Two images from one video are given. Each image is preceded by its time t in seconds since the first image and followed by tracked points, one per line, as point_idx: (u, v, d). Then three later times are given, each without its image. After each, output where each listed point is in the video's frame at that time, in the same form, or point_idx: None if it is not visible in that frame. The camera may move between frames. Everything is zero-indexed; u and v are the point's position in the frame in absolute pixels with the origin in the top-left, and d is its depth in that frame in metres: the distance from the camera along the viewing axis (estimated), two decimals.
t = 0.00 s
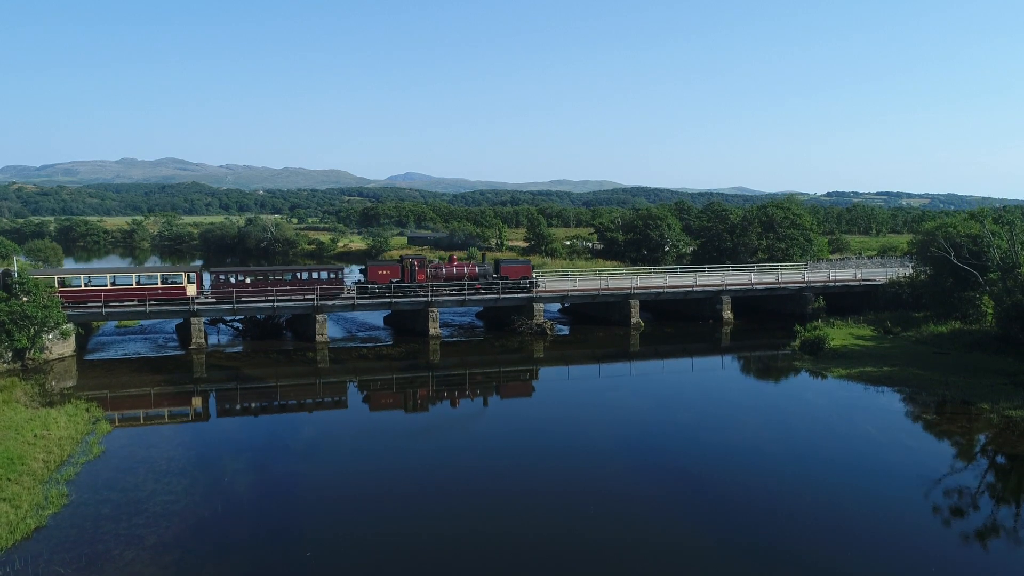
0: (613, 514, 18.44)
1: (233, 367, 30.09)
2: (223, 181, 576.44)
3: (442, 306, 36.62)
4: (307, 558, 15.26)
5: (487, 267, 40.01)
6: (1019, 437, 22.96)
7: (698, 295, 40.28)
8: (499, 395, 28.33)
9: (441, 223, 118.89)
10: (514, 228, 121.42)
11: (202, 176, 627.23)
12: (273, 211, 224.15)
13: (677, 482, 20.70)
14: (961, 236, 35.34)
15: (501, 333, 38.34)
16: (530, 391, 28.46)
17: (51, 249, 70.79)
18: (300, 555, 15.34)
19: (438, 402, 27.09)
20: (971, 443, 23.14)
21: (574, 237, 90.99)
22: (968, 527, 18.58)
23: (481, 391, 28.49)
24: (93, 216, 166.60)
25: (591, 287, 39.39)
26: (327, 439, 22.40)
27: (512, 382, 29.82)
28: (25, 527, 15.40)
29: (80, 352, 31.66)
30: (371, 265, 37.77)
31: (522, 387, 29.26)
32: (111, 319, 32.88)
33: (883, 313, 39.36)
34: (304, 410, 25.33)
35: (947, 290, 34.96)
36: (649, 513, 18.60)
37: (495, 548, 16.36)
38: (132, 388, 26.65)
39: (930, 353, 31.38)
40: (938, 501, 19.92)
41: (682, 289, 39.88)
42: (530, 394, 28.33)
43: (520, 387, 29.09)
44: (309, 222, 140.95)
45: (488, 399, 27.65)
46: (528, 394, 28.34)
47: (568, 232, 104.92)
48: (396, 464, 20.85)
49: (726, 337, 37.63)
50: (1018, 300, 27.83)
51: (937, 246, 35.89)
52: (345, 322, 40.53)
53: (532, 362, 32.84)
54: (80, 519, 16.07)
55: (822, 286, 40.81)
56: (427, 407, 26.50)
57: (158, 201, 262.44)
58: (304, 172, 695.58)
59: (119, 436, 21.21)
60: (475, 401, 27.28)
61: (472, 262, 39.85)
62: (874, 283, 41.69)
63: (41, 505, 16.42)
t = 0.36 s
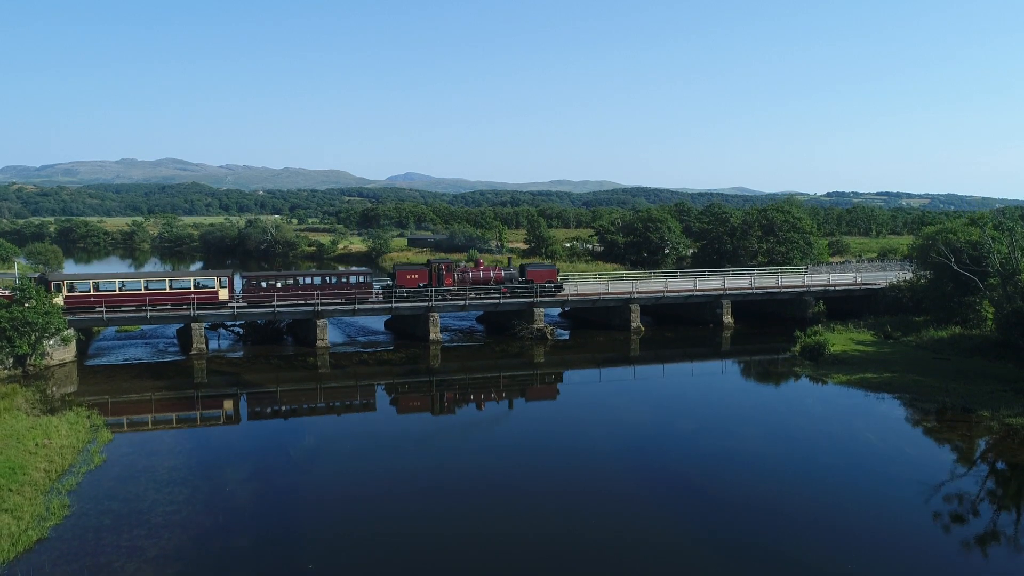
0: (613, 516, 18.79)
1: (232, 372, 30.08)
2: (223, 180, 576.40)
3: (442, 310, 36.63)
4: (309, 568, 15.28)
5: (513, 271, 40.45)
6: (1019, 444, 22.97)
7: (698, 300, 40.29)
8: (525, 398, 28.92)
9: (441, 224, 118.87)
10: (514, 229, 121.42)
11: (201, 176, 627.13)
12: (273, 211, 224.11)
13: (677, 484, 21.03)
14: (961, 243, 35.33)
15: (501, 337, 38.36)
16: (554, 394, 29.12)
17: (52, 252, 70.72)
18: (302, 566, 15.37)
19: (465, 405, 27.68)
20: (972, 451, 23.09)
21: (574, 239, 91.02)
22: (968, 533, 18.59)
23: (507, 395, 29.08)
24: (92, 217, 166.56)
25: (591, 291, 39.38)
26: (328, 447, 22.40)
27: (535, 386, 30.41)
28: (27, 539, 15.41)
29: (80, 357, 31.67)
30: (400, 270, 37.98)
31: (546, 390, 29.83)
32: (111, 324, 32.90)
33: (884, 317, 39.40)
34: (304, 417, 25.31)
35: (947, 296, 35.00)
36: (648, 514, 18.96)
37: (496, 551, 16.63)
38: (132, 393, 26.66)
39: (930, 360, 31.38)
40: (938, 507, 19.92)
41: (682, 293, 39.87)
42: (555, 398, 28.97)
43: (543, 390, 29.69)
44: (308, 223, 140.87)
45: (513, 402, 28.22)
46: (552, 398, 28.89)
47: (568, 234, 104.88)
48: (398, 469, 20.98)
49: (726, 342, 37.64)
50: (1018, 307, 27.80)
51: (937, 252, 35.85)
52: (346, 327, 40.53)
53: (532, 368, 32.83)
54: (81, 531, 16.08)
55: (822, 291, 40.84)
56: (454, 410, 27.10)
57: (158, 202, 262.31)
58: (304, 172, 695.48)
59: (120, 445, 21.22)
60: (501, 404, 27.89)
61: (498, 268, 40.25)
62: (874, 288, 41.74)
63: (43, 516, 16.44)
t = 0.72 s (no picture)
0: (614, 520, 18.92)
1: (232, 378, 30.10)
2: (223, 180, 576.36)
3: (442, 315, 36.67)
4: None
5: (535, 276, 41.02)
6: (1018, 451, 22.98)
7: (698, 304, 40.33)
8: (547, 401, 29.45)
9: (441, 225, 118.83)
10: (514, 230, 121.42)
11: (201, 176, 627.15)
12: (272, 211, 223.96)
13: (677, 487, 21.28)
14: (960, 248, 35.35)
15: (502, 342, 38.38)
16: (576, 397, 29.62)
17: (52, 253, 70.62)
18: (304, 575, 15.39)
19: (489, 408, 28.10)
20: (971, 458, 23.11)
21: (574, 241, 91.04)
22: (968, 540, 18.62)
23: (529, 398, 29.50)
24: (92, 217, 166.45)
25: (591, 296, 39.43)
26: (328, 455, 22.42)
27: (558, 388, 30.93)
28: (28, 550, 15.43)
29: (80, 362, 31.68)
30: (425, 275, 38.65)
31: (568, 394, 30.32)
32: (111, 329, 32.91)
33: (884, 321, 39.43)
34: (304, 423, 25.32)
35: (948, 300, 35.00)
36: (647, 514, 19.38)
37: (498, 556, 16.74)
38: (132, 399, 26.67)
39: (930, 365, 31.40)
40: (938, 514, 19.94)
41: (682, 298, 39.92)
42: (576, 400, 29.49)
43: (565, 393, 30.19)
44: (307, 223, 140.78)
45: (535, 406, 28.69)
46: (575, 401, 29.41)
47: (568, 236, 104.80)
48: (399, 476, 21.04)
49: (726, 346, 37.68)
50: (1017, 313, 27.78)
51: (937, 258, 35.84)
52: (346, 331, 40.56)
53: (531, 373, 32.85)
54: (82, 541, 16.09)
55: (822, 295, 40.86)
56: (477, 413, 27.57)
57: (158, 203, 262.13)
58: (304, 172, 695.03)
59: (120, 453, 21.24)
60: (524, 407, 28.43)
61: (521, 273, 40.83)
62: (873, 292, 41.75)
63: (44, 526, 16.45)
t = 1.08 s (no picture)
0: (614, 526, 18.97)
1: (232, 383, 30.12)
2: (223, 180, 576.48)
3: (442, 320, 36.69)
4: None
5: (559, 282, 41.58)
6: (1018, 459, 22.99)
7: (698, 309, 40.36)
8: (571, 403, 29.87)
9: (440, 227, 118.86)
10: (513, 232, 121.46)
11: (201, 176, 627.26)
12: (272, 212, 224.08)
13: (676, 493, 21.31)
14: (960, 253, 35.37)
15: (502, 347, 38.42)
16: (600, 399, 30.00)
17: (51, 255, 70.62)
18: None
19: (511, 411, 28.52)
20: (971, 464, 23.13)
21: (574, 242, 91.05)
22: (968, 546, 18.65)
23: (553, 400, 29.96)
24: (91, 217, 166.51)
25: (591, 301, 39.45)
26: (328, 462, 22.44)
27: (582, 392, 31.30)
28: (29, 562, 15.45)
29: (80, 367, 31.71)
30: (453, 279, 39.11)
31: (591, 396, 30.73)
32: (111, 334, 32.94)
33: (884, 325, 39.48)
34: (305, 430, 25.33)
35: (947, 306, 35.01)
36: (646, 515, 19.69)
37: (499, 562, 16.78)
38: (132, 405, 26.69)
39: (930, 371, 31.42)
40: (938, 519, 19.96)
41: (682, 302, 39.94)
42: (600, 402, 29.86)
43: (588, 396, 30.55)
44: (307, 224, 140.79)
45: (559, 408, 29.13)
46: (598, 403, 29.78)
47: (568, 237, 104.86)
48: (400, 484, 21.06)
49: (726, 351, 37.71)
50: (1017, 320, 27.79)
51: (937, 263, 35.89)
52: (347, 336, 40.59)
53: (531, 377, 32.87)
54: (82, 553, 16.10)
55: (822, 299, 40.89)
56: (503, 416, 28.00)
57: (158, 203, 262.09)
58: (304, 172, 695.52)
59: (121, 461, 21.26)
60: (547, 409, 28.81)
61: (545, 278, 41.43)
62: (873, 296, 41.80)
63: (45, 537, 16.48)
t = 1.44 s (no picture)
0: (615, 531, 19.02)
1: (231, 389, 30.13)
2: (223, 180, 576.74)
3: (442, 324, 36.70)
4: None
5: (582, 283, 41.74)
6: (1018, 465, 22.99)
7: (698, 313, 40.38)
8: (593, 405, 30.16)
9: (440, 228, 118.82)
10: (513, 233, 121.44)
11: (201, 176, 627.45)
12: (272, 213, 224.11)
13: (675, 497, 21.37)
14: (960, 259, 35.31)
15: (502, 351, 38.43)
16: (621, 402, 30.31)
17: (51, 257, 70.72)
18: None
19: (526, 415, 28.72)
20: (971, 471, 23.14)
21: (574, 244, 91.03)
22: (967, 552, 18.67)
23: (552, 404, 29.98)
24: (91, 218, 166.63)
25: (591, 305, 39.47)
26: (328, 469, 22.46)
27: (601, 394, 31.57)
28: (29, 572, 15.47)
29: (80, 373, 31.74)
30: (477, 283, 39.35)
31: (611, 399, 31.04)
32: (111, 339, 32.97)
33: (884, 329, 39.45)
34: (305, 436, 25.36)
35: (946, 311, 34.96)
36: (646, 519, 19.81)
37: (499, 568, 16.82)
38: (132, 411, 26.72)
39: (930, 377, 31.43)
40: (938, 525, 19.99)
41: (682, 306, 39.95)
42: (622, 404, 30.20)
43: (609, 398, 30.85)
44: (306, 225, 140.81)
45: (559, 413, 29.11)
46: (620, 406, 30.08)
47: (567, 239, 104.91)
48: (401, 491, 21.07)
49: (726, 355, 37.73)
50: (1017, 326, 27.78)
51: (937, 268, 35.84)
52: (347, 340, 40.62)
53: (531, 382, 32.88)
54: (82, 563, 16.13)
55: (822, 303, 40.89)
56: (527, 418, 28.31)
57: (157, 204, 262.07)
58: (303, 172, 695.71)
59: (121, 469, 21.29)
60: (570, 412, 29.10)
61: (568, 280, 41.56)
62: (873, 300, 41.78)
63: (45, 548, 16.50)
